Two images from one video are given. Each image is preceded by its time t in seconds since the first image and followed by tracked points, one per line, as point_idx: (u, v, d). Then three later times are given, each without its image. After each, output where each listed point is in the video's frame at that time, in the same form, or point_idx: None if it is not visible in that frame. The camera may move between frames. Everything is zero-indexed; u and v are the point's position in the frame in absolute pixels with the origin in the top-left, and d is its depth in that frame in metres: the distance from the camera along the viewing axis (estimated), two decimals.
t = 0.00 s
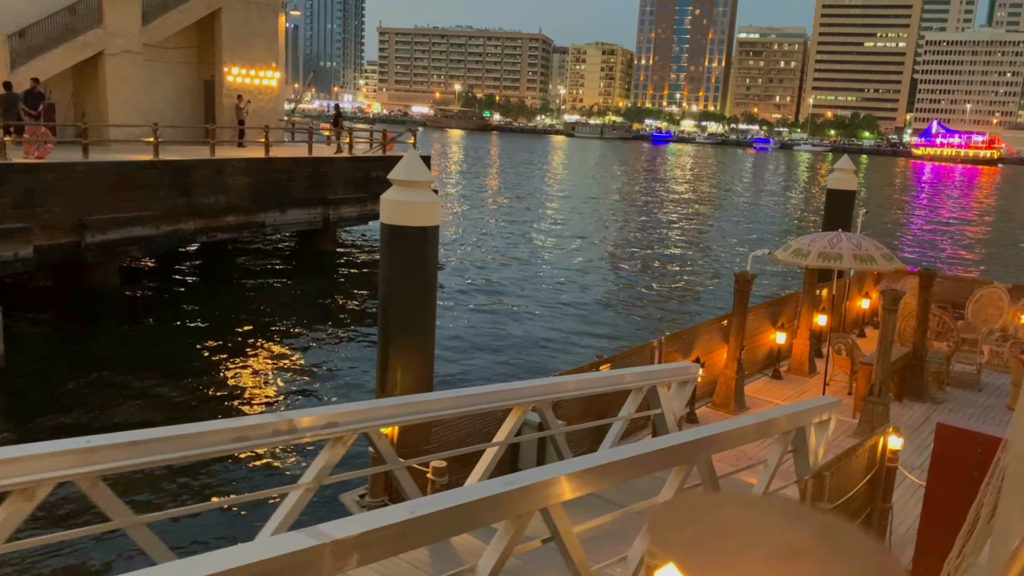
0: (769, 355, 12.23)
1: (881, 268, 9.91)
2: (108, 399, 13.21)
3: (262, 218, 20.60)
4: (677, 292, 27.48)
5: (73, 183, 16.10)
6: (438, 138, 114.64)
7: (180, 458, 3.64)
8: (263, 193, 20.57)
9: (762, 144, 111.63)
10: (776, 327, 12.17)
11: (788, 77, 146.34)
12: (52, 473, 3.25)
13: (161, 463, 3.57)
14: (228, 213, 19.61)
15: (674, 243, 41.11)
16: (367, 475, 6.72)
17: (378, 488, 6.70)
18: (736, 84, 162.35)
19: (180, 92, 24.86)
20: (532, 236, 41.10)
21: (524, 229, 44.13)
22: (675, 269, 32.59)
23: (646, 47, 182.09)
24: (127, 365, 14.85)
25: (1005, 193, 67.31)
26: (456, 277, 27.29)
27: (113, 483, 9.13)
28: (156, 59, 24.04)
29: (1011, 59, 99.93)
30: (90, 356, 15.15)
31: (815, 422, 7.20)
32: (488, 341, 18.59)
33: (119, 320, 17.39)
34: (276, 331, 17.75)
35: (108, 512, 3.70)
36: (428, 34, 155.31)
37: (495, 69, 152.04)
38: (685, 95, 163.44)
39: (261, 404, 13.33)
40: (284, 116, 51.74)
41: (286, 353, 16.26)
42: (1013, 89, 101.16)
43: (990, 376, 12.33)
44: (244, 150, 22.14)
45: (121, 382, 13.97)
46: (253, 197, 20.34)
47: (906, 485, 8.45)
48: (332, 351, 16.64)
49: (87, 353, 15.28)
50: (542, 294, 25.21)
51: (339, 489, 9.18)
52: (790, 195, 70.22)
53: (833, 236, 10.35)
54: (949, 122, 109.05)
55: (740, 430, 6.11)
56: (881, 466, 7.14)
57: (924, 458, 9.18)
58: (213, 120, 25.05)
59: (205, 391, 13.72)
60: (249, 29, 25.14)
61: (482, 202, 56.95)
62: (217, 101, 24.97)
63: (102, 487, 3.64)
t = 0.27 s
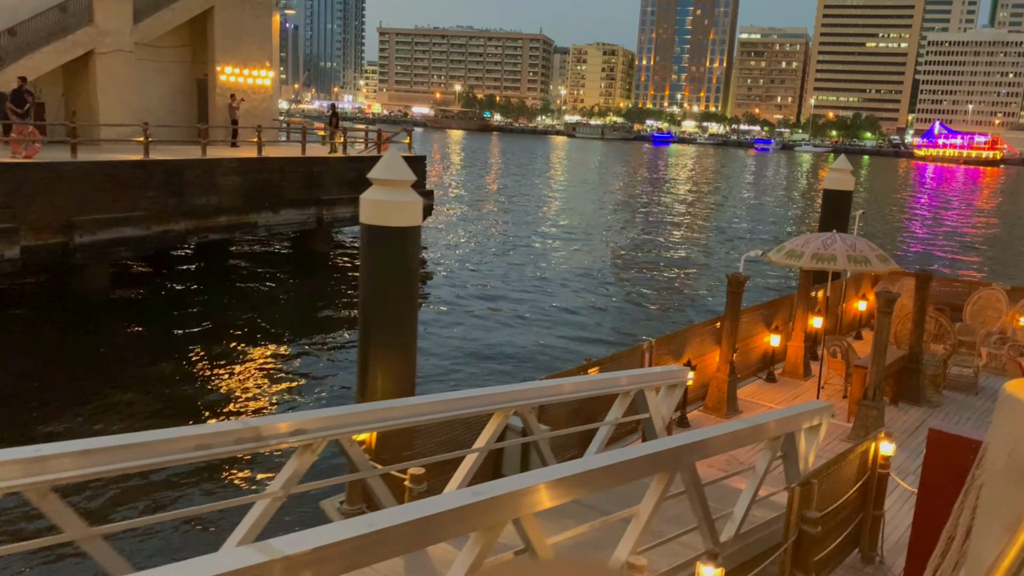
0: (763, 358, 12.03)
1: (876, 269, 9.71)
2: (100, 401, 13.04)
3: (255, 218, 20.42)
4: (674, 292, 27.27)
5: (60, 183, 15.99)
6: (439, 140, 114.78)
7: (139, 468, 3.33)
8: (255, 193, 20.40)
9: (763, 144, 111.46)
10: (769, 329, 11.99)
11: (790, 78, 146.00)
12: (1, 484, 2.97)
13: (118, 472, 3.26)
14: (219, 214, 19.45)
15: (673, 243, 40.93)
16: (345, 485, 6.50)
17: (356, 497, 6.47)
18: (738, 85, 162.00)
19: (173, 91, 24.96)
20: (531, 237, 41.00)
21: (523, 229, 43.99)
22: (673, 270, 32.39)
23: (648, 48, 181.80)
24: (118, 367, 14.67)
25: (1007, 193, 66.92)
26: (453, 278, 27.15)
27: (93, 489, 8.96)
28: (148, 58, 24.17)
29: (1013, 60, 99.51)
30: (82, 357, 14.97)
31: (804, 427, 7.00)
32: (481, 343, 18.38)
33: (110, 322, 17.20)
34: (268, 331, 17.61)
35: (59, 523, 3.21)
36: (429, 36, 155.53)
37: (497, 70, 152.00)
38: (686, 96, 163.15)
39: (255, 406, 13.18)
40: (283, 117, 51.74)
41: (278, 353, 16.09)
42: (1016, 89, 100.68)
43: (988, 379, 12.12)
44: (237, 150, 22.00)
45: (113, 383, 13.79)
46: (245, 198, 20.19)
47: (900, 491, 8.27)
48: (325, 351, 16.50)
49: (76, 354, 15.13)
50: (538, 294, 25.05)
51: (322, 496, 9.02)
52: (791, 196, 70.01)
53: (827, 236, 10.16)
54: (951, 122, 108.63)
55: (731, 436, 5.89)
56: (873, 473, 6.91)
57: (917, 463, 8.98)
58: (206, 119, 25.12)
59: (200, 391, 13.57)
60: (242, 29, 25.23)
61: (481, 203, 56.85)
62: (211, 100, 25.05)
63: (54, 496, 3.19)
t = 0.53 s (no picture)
0: (756, 359, 11.90)
1: (867, 270, 9.59)
2: (89, 401, 12.91)
3: (247, 217, 20.27)
4: (671, 291, 27.12)
5: (49, 181, 15.87)
6: (439, 138, 114.66)
7: (91, 479, 3.19)
8: (248, 192, 20.25)
9: (763, 144, 111.29)
10: (762, 331, 11.84)
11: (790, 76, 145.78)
12: None
13: (71, 483, 3.14)
14: (211, 213, 19.30)
15: (672, 242, 40.78)
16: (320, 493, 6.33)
17: (332, 506, 6.29)
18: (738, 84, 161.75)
19: (165, 90, 24.90)
20: (530, 236, 40.88)
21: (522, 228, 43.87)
22: (671, 269, 32.23)
23: (648, 47, 181.58)
24: (108, 366, 14.54)
25: (1008, 193, 66.68)
26: (449, 277, 26.99)
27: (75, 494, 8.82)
28: (141, 57, 24.11)
29: (1014, 59, 99.26)
30: (71, 357, 14.84)
31: (792, 434, 6.86)
32: (475, 344, 18.26)
33: (102, 322, 17.04)
34: (262, 330, 17.47)
35: (10, 538, 2.86)
36: (429, 34, 155.37)
37: (497, 69, 151.75)
38: (687, 94, 162.93)
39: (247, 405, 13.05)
40: (281, 116, 51.73)
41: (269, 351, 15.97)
42: (1016, 88, 100.41)
43: (984, 381, 11.97)
44: (230, 149, 21.84)
45: (103, 383, 13.66)
46: (238, 197, 20.05)
47: (892, 498, 8.13)
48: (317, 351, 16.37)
49: (66, 355, 14.96)
50: (534, 293, 24.87)
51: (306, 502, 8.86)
52: (791, 195, 69.82)
53: (819, 237, 10.04)
54: (952, 121, 108.36)
55: (715, 443, 5.74)
56: (862, 480, 6.77)
57: (907, 468, 8.85)
58: (199, 117, 25.01)
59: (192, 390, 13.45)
60: (235, 27, 25.15)
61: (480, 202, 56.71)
62: (204, 98, 24.96)
63: None
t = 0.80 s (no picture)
0: (746, 361, 11.75)
1: (859, 272, 9.44)
2: (72, 403, 12.72)
3: (237, 217, 20.10)
4: (666, 292, 26.98)
5: (33, 180, 15.71)
6: (435, 139, 114.57)
7: (35, 490, 3.02)
8: (237, 192, 20.08)
9: (760, 145, 111.21)
10: (753, 332, 11.69)
11: (787, 77, 145.76)
12: None
13: (12, 494, 2.96)
14: (200, 213, 19.13)
15: (668, 243, 40.66)
16: (295, 500, 6.16)
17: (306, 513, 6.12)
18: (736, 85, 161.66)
19: (156, 89, 24.79)
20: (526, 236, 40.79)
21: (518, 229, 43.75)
22: (666, 269, 32.10)
23: (646, 47, 181.48)
24: (94, 367, 14.35)
25: (1005, 194, 66.57)
26: (442, 278, 26.85)
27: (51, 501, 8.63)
28: (131, 55, 24.01)
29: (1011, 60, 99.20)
30: (59, 358, 14.70)
31: (780, 439, 6.72)
32: (466, 345, 18.10)
33: (89, 323, 16.85)
34: (251, 330, 17.33)
35: None
36: (426, 34, 155.27)
37: (494, 69, 151.57)
38: (685, 95, 162.81)
39: (235, 405, 12.92)
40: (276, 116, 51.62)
41: (259, 351, 15.84)
42: (1013, 89, 100.34)
43: (977, 385, 11.81)
44: (220, 148, 21.69)
45: (90, 383, 13.51)
46: (227, 197, 19.87)
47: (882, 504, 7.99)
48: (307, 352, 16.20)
49: (51, 356, 14.78)
50: (527, 294, 24.74)
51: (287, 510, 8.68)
52: (788, 196, 69.71)
53: (809, 239, 9.89)
54: (949, 122, 108.31)
55: (701, 449, 5.61)
56: (850, 486, 6.64)
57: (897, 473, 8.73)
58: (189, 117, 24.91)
59: (182, 391, 13.33)
60: (226, 26, 25.04)
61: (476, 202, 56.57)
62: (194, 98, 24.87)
63: None
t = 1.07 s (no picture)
0: (730, 362, 11.63)
1: (843, 271, 9.32)
2: (52, 408, 12.52)
3: (222, 217, 19.89)
4: (655, 291, 26.91)
5: (15, 181, 15.48)
6: (427, 139, 114.19)
7: None
8: (222, 191, 19.87)
9: (752, 143, 111.31)
10: (738, 333, 11.58)
11: (778, 76, 146.02)
12: None
13: None
14: (185, 213, 18.91)
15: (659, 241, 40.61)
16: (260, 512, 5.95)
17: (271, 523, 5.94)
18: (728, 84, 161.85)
19: (141, 88, 24.57)
20: (517, 234, 40.64)
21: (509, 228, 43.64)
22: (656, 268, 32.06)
23: (637, 46, 181.55)
24: (75, 371, 14.14)
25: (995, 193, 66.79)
26: (432, 278, 26.68)
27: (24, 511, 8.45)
28: (115, 54, 23.78)
29: (1001, 59, 99.55)
30: (38, 363, 14.43)
31: (759, 444, 6.58)
32: (453, 347, 17.97)
33: (72, 326, 16.65)
34: (236, 333, 17.16)
35: None
36: (418, 33, 154.66)
37: (486, 68, 151.25)
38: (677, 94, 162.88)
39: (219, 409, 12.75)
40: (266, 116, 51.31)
41: (244, 355, 15.63)
42: (1003, 88, 100.69)
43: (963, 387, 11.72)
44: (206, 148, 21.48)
45: (72, 389, 13.27)
46: (212, 196, 19.67)
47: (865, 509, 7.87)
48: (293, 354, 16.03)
49: (32, 359, 14.58)
50: (516, 294, 24.63)
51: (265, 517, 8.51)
52: (780, 195, 69.79)
53: (793, 238, 9.78)
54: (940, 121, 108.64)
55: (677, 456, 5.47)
56: (830, 492, 6.51)
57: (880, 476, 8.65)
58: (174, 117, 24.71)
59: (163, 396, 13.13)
60: (213, 24, 24.87)
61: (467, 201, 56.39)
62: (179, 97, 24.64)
63: None
